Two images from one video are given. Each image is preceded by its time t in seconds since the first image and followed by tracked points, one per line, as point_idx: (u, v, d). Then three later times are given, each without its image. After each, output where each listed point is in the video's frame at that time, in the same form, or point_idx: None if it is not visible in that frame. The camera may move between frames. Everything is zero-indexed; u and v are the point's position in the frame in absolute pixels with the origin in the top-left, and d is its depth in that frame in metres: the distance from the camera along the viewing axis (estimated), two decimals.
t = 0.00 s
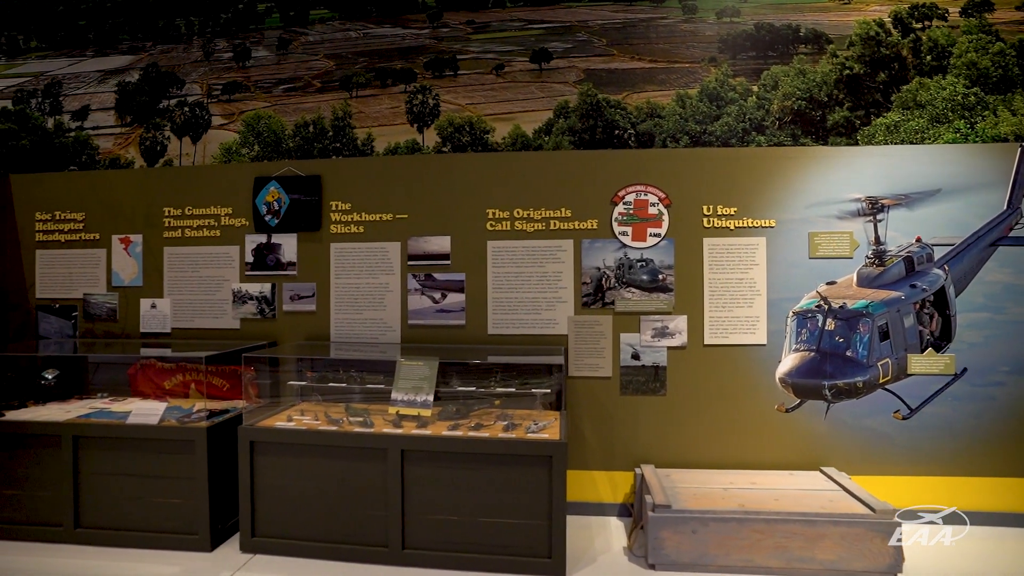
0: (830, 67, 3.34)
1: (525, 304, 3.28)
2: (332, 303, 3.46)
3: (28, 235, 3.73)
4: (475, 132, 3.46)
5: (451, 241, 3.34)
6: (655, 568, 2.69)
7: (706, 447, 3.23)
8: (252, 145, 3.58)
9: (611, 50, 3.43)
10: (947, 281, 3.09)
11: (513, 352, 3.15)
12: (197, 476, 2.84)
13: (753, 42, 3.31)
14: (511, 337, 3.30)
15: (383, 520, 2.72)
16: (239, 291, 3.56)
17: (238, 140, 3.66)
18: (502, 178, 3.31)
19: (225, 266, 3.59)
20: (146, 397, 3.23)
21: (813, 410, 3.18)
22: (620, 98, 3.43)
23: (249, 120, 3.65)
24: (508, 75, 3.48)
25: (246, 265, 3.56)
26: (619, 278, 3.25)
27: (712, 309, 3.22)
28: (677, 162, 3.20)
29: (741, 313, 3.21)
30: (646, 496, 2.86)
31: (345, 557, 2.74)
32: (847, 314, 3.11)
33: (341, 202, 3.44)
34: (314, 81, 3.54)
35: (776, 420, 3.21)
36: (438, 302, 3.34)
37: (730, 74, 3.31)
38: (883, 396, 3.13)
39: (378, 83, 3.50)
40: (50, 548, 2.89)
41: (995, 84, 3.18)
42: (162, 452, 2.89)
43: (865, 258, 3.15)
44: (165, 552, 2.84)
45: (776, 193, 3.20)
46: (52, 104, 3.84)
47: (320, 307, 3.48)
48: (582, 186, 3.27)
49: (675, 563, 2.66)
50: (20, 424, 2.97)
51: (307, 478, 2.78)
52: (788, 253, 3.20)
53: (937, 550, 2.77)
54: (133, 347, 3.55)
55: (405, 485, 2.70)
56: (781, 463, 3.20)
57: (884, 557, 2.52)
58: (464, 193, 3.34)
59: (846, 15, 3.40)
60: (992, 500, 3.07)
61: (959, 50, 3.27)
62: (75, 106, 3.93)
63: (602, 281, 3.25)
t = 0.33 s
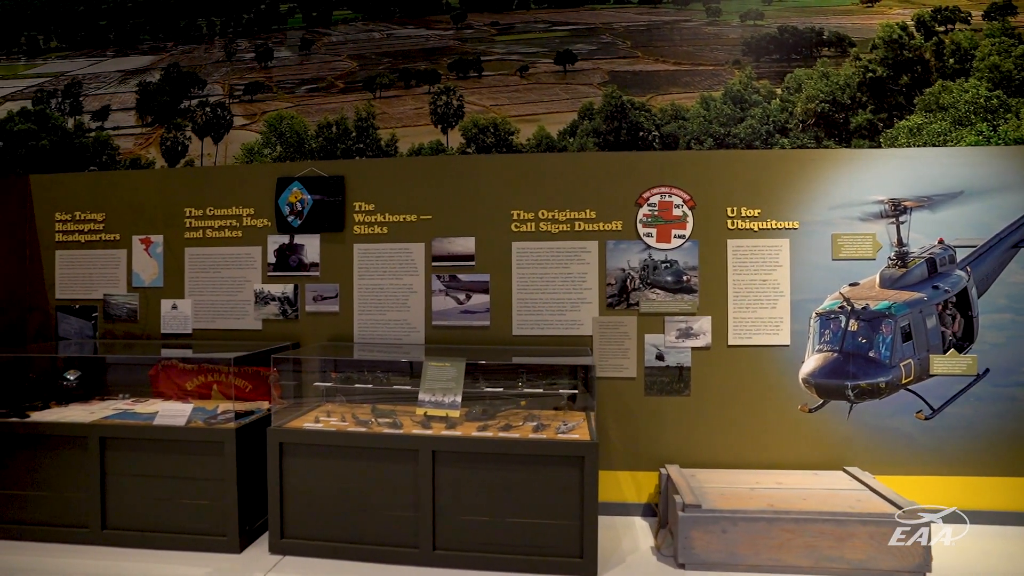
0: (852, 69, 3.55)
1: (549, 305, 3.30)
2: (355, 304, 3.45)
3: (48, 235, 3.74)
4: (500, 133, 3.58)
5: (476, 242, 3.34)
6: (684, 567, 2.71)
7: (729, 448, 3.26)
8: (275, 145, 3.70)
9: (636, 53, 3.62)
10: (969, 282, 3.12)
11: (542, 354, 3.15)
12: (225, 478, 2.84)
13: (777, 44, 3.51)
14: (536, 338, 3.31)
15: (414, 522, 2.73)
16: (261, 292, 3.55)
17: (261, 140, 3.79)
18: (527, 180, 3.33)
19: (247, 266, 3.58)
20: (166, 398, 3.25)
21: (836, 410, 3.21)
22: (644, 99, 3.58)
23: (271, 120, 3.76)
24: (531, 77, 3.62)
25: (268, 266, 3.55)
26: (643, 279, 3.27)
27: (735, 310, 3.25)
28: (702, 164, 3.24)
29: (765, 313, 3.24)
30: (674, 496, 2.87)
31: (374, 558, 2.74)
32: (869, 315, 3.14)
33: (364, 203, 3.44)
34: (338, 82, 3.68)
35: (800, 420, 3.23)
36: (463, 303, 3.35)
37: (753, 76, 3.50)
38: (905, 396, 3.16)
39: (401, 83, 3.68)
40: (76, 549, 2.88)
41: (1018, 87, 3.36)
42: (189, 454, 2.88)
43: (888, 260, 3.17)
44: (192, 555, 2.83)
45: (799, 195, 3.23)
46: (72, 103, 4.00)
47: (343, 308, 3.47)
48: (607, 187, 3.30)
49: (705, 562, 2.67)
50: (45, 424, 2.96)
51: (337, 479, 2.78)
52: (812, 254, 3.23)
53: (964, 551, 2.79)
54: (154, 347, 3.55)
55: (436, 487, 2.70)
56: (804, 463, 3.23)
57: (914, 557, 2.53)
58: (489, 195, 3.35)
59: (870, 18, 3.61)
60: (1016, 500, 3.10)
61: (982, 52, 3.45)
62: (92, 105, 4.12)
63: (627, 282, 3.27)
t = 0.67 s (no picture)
0: (867, 71, 3.81)
1: (567, 304, 3.31)
2: (371, 304, 3.44)
3: (58, 235, 3.72)
4: (517, 133, 3.88)
5: (493, 242, 3.35)
6: (708, 564, 2.73)
7: (746, 447, 3.29)
8: (290, 144, 3.95)
9: (653, 53, 3.84)
10: (981, 282, 3.17)
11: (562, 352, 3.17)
12: (244, 479, 2.82)
13: (792, 46, 3.78)
14: (555, 337, 3.33)
15: (436, 522, 2.72)
16: (276, 292, 3.53)
17: (274, 140, 4.05)
18: (545, 180, 3.34)
19: (261, 266, 3.55)
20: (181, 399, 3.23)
21: (851, 409, 3.25)
22: (661, 100, 3.84)
23: (284, 120, 4.04)
24: (550, 76, 3.92)
25: (283, 266, 3.53)
26: (661, 279, 3.30)
27: (752, 309, 3.28)
28: (718, 165, 3.28)
29: (781, 313, 3.27)
30: (694, 494, 2.90)
31: (397, 559, 2.73)
32: (883, 314, 3.18)
33: (380, 203, 3.43)
34: (353, 82, 3.96)
35: (815, 418, 3.27)
36: (481, 303, 3.35)
37: (769, 78, 3.72)
38: (918, 394, 3.20)
39: (418, 84, 3.92)
40: (94, 552, 2.86)
41: None
42: (208, 456, 2.85)
43: (902, 260, 3.21)
44: (211, 557, 2.81)
45: (815, 195, 3.26)
46: (82, 102, 4.26)
47: (360, 309, 3.45)
48: (624, 187, 3.32)
49: (728, 560, 2.70)
50: (59, 425, 2.94)
51: (360, 479, 2.76)
52: (827, 254, 3.26)
53: (981, 548, 2.82)
54: (166, 348, 3.52)
55: (459, 488, 2.70)
56: (820, 461, 3.27)
57: (933, 553, 2.56)
58: (507, 195, 3.35)
59: (886, 19, 3.88)
60: None
61: (994, 56, 3.73)
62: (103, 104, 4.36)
63: (644, 281, 3.30)
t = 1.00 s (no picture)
0: (889, 69, 3.93)
1: (589, 302, 3.31)
2: (391, 302, 3.42)
3: (73, 234, 3.70)
4: (538, 130, 3.97)
5: (515, 240, 3.33)
6: (735, 562, 2.73)
7: (767, 444, 3.31)
8: (309, 141, 4.10)
9: (674, 51, 3.99)
10: (1002, 280, 3.18)
11: (584, 349, 3.16)
12: (268, 478, 2.79)
13: (813, 44, 3.93)
14: (578, 335, 3.32)
15: (463, 521, 2.70)
16: (294, 291, 3.50)
17: (292, 135, 4.17)
18: (567, 178, 3.34)
19: (280, 265, 3.52)
20: (199, 398, 3.29)
21: (873, 406, 3.26)
22: (684, 98, 3.95)
23: (302, 117, 4.15)
24: (571, 73, 4.02)
25: (301, 264, 3.50)
26: (683, 276, 3.30)
27: (774, 307, 3.28)
28: (740, 163, 3.28)
29: (803, 311, 3.27)
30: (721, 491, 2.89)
31: (424, 558, 2.71)
32: (905, 311, 3.18)
33: (400, 201, 3.41)
34: (372, 78, 4.11)
35: (837, 416, 3.28)
36: (502, 301, 3.34)
37: (791, 75, 3.90)
38: (940, 392, 3.21)
39: (438, 80, 4.09)
40: (116, 553, 2.83)
41: None
42: (231, 455, 2.83)
43: (923, 257, 3.21)
44: (236, 557, 2.79)
45: (837, 193, 3.27)
46: (97, 99, 4.37)
47: (379, 307, 3.42)
48: (645, 185, 3.32)
49: (756, 557, 2.70)
50: (78, 425, 2.91)
51: (387, 478, 2.74)
52: (849, 252, 3.26)
53: (1006, 545, 2.83)
54: (183, 347, 3.50)
55: (486, 487, 2.68)
56: (842, 458, 3.28)
57: (961, 549, 2.58)
58: (529, 193, 3.34)
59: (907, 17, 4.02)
60: None
61: (1017, 53, 3.83)
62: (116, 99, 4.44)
63: (666, 279, 3.31)
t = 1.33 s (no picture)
0: (918, 69, 4.08)
1: (615, 304, 3.28)
2: (414, 304, 3.38)
3: (89, 234, 3.64)
4: (564, 130, 4.22)
5: (539, 241, 3.30)
6: (768, 567, 2.69)
7: (794, 447, 3.29)
8: (329, 141, 4.34)
9: (700, 51, 4.17)
10: None
11: (610, 352, 3.14)
12: (294, 483, 2.74)
13: (842, 45, 4.08)
14: (603, 337, 3.30)
15: (494, 526, 2.67)
16: (314, 292, 3.45)
17: (312, 135, 4.41)
18: (592, 179, 3.30)
19: (300, 265, 3.48)
20: (217, 400, 3.24)
21: (901, 408, 3.23)
22: (710, 99, 4.17)
23: (321, 116, 4.39)
24: (597, 71, 4.30)
25: (322, 265, 3.45)
26: (709, 278, 3.27)
27: (801, 309, 3.25)
28: (767, 163, 3.25)
29: (830, 312, 3.24)
30: (752, 495, 2.86)
31: (454, 563, 2.67)
32: (933, 313, 3.15)
33: (423, 201, 3.37)
34: (394, 77, 4.33)
35: (865, 419, 3.25)
36: (526, 302, 3.30)
37: (818, 75, 4.07)
38: (968, 394, 3.19)
39: (461, 79, 4.30)
40: (137, 559, 2.78)
41: None
42: (255, 460, 2.77)
43: (951, 259, 3.19)
44: (261, 563, 2.74)
45: (864, 194, 3.24)
46: (113, 97, 4.57)
47: (402, 308, 3.39)
48: (672, 185, 3.29)
49: (789, 562, 2.66)
50: (100, 428, 2.85)
51: (416, 482, 2.70)
52: (876, 253, 3.24)
53: None
54: (200, 349, 3.44)
55: (517, 491, 2.65)
56: (869, 461, 3.26)
57: (999, 555, 2.54)
58: (555, 193, 3.30)
59: (935, 19, 4.21)
60: None
61: None
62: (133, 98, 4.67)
63: (692, 281, 3.27)
